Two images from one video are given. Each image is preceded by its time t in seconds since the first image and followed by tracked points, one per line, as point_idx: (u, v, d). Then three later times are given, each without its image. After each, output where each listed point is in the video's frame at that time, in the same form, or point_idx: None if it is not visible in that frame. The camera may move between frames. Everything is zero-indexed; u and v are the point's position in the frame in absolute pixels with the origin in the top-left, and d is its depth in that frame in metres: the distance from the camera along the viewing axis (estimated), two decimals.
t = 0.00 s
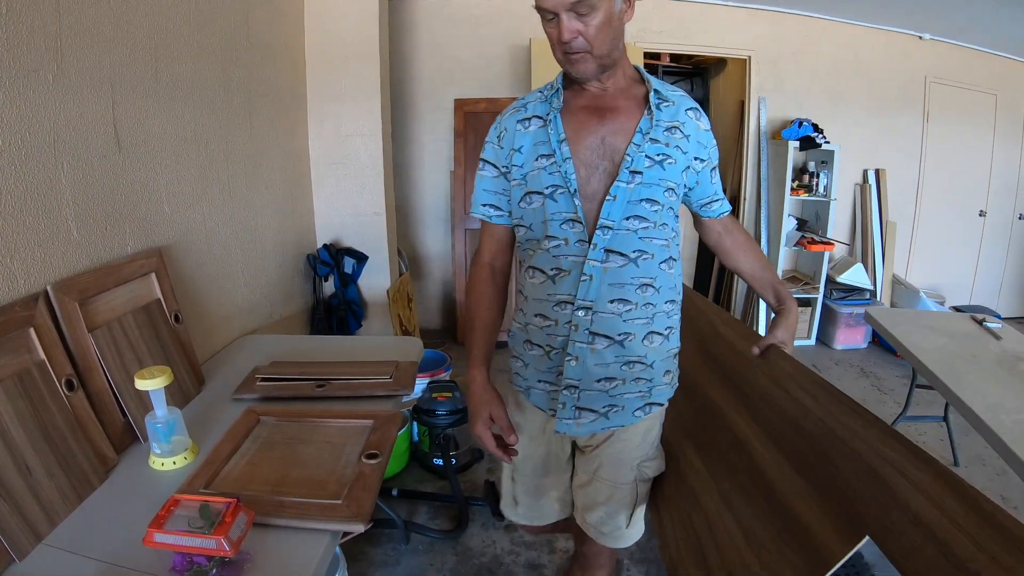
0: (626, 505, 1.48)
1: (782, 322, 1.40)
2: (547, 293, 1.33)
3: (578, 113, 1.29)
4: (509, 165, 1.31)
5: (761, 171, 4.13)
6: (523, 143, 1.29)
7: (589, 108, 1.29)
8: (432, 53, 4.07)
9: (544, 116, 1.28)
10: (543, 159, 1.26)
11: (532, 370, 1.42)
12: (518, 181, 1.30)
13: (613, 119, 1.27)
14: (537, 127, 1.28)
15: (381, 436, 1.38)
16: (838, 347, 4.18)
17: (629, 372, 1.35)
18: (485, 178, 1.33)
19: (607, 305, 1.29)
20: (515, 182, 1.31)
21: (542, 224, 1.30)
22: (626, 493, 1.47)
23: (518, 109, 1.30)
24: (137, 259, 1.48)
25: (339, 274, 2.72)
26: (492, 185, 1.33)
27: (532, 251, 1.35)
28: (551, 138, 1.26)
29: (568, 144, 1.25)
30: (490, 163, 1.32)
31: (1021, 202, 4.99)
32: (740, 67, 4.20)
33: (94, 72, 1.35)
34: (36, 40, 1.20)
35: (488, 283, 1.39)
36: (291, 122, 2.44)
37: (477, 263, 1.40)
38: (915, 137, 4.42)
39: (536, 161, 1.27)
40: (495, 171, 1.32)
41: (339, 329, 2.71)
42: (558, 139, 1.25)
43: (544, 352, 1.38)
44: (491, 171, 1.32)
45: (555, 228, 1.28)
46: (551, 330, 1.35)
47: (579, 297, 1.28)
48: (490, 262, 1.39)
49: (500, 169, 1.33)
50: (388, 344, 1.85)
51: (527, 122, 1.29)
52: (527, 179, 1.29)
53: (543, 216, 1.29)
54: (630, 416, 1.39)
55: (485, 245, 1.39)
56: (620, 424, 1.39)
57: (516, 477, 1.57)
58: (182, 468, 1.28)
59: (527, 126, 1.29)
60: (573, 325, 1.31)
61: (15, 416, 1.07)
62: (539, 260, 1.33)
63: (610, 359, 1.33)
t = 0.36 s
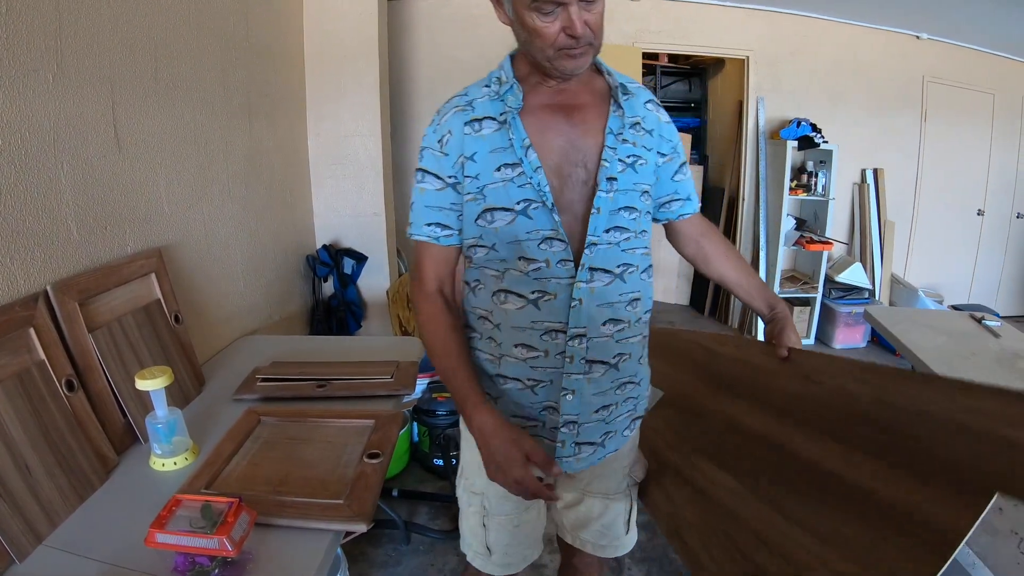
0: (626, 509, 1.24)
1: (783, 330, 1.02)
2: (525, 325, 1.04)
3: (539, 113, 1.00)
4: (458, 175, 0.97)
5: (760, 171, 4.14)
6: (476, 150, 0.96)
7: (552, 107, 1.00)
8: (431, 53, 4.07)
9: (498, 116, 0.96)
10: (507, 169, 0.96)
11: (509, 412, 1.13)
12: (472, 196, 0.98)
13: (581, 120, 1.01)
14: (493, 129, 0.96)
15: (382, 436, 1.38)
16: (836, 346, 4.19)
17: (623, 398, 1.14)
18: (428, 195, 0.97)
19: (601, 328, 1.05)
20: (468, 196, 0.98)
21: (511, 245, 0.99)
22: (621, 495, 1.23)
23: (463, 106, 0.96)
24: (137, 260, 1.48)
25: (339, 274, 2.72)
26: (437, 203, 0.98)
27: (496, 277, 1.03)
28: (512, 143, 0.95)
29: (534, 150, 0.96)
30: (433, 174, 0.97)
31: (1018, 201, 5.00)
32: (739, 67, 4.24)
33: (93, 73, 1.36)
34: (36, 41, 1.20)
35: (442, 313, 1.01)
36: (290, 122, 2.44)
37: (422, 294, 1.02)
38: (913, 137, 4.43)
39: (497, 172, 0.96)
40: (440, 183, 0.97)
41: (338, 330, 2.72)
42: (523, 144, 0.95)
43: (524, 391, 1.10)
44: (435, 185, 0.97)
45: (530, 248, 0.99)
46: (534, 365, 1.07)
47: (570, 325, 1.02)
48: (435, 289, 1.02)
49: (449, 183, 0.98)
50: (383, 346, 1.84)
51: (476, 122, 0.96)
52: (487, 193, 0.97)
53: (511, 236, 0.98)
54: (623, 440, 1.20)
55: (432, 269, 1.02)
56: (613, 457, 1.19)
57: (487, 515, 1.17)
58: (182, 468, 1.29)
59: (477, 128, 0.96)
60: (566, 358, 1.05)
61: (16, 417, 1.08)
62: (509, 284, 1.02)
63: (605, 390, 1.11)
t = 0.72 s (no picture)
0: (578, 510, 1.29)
1: (776, 220, 1.02)
2: (491, 345, 0.92)
3: (454, 118, 0.87)
4: (395, 194, 0.79)
5: (743, 173, 4.03)
6: (406, 164, 0.79)
7: (467, 109, 0.88)
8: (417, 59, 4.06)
9: (416, 125, 0.81)
10: (443, 181, 0.81)
11: (476, 448, 1.03)
12: (411, 217, 0.81)
13: (496, 121, 0.91)
14: (416, 139, 0.80)
15: (369, 441, 1.38)
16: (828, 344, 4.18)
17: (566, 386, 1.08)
18: (370, 225, 0.77)
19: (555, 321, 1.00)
20: (407, 220, 0.81)
21: (466, 264, 0.86)
22: (573, 498, 1.28)
23: (377, 118, 0.79)
24: (121, 269, 1.47)
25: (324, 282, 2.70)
26: (381, 233, 0.77)
27: (446, 305, 0.88)
28: (442, 152, 0.82)
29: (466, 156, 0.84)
30: (369, 198, 0.76)
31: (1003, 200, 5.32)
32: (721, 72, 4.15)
33: (76, 81, 1.35)
34: (19, 50, 1.20)
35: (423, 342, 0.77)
36: (274, 129, 2.43)
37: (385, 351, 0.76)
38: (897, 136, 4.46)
39: (435, 185, 0.81)
40: (381, 207, 0.77)
41: (325, 337, 2.71)
42: (454, 152, 0.82)
43: (492, 419, 1.02)
44: (374, 211, 0.77)
45: (484, 262, 0.87)
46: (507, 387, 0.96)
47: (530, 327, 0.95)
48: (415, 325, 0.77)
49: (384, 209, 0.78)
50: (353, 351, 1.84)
51: (396, 134, 0.79)
52: (428, 212, 0.81)
53: (465, 254, 0.85)
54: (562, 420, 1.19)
55: (392, 318, 0.77)
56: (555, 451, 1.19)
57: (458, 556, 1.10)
58: (169, 477, 1.28)
59: (398, 141, 0.79)
60: (536, 365, 0.97)
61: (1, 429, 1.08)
62: (463, 308, 0.89)
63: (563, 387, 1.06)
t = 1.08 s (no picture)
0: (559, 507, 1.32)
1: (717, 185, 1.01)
2: (468, 362, 0.94)
3: (394, 146, 0.89)
4: (343, 233, 0.79)
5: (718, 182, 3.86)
6: (354, 200, 0.80)
7: (408, 138, 0.92)
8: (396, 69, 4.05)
9: (355, 159, 0.82)
10: (391, 212, 0.83)
11: (470, 462, 1.05)
12: (367, 251, 0.81)
13: (433, 145, 0.95)
14: (358, 173, 0.81)
15: (349, 456, 1.39)
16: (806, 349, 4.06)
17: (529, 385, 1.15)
18: (321, 268, 0.76)
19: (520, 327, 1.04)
20: (362, 254, 0.81)
21: (429, 288, 0.87)
22: (552, 497, 1.31)
23: (318, 156, 0.79)
24: (103, 286, 1.47)
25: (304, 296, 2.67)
26: (332, 274, 0.77)
27: (417, 333, 0.89)
28: (384, 182, 0.83)
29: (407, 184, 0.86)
30: (316, 241, 0.76)
31: (978, 203, 5.18)
32: (695, 80, 3.98)
33: (56, 102, 1.35)
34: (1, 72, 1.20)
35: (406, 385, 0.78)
36: (254, 145, 2.43)
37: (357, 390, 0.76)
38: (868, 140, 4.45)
39: (384, 217, 0.82)
40: (330, 248, 0.77)
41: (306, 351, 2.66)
42: (397, 181, 0.84)
43: (481, 431, 1.05)
44: (324, 253, 0.77)
45: (444, 285, 0.89)
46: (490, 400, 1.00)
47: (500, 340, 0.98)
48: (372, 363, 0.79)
49: (338, 248, 0.78)
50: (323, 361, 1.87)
51: (339, 170, 0.79)
52: (381, 242, 0.82)
53: (425, 279, 0.87)
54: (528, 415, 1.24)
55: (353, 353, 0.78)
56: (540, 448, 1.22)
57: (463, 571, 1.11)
58: (153, 494, 1.27)
59: (342, 177, 0.79)
60: (512, 372, 1.02)
61: None
62: (435, 331, 0.90)
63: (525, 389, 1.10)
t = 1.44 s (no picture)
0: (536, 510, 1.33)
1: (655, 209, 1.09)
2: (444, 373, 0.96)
3: (350, 172, 0.90)
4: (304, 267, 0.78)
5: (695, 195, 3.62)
6: (318, 230, 0.79)
7: (365, 163, 0.93)
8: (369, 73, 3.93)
9: (315, 190, 0.81)
10: (354, 238, 0.83)
11: (455, 468, 1.05)
12: (335, 279, 0.81)
13: (389, 167, 0.96)
14: (320, 204, 0.80)
15: (328, 471, 1.39)
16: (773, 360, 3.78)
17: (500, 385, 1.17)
18: (276, 307, 0.75)
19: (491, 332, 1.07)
20: (329, 283, 0.81)
21: (398, 307, 0.88)
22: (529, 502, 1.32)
23: (277, 192, 0.78)
24: (82, 305, 1.46)
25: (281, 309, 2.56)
26: (287, 312, 0.75)
27: (394, 349, 0.91)
28: (344, 211, 0.83)
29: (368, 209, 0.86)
30: (270, 280, 0.75)
31: (953, 208, 4.64)
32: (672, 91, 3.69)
33: (36, 123, 1.34)
34: None
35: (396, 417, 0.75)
36: (230, 160, 2.33)
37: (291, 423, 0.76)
38: (845, 154, 4.02)
39: (348, 244, 0.82)
40: (286, 286, 0.76)
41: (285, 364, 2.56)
42: (357, 208, 0.84)
43: (463, 436, 1.06)
44: (279, 292, 0.75)
45: (412, 302, 0.89)
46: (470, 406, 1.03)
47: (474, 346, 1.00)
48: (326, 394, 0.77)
49: (300, 282, 0.77)
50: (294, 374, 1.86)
51: (299, 203, 0.78)
52: (347, 269, 0.82)
53: (394, 298, 0.87)
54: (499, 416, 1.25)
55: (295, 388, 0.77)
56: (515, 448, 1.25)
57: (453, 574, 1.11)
58: (134, 511, 1.28)
59: (303, 210, 0.79)
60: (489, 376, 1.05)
61: None
62: (411, 345, 0.92)
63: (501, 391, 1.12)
